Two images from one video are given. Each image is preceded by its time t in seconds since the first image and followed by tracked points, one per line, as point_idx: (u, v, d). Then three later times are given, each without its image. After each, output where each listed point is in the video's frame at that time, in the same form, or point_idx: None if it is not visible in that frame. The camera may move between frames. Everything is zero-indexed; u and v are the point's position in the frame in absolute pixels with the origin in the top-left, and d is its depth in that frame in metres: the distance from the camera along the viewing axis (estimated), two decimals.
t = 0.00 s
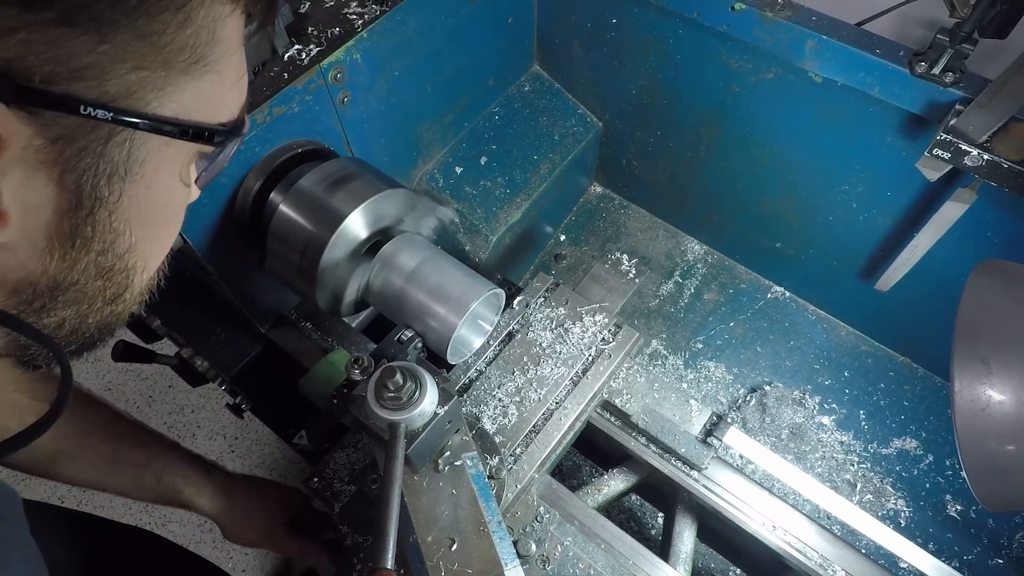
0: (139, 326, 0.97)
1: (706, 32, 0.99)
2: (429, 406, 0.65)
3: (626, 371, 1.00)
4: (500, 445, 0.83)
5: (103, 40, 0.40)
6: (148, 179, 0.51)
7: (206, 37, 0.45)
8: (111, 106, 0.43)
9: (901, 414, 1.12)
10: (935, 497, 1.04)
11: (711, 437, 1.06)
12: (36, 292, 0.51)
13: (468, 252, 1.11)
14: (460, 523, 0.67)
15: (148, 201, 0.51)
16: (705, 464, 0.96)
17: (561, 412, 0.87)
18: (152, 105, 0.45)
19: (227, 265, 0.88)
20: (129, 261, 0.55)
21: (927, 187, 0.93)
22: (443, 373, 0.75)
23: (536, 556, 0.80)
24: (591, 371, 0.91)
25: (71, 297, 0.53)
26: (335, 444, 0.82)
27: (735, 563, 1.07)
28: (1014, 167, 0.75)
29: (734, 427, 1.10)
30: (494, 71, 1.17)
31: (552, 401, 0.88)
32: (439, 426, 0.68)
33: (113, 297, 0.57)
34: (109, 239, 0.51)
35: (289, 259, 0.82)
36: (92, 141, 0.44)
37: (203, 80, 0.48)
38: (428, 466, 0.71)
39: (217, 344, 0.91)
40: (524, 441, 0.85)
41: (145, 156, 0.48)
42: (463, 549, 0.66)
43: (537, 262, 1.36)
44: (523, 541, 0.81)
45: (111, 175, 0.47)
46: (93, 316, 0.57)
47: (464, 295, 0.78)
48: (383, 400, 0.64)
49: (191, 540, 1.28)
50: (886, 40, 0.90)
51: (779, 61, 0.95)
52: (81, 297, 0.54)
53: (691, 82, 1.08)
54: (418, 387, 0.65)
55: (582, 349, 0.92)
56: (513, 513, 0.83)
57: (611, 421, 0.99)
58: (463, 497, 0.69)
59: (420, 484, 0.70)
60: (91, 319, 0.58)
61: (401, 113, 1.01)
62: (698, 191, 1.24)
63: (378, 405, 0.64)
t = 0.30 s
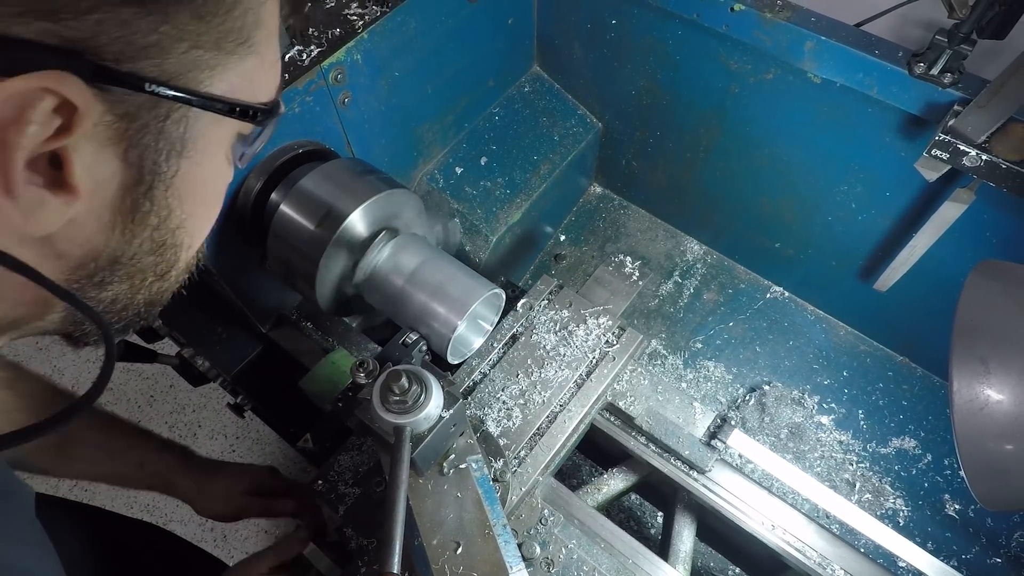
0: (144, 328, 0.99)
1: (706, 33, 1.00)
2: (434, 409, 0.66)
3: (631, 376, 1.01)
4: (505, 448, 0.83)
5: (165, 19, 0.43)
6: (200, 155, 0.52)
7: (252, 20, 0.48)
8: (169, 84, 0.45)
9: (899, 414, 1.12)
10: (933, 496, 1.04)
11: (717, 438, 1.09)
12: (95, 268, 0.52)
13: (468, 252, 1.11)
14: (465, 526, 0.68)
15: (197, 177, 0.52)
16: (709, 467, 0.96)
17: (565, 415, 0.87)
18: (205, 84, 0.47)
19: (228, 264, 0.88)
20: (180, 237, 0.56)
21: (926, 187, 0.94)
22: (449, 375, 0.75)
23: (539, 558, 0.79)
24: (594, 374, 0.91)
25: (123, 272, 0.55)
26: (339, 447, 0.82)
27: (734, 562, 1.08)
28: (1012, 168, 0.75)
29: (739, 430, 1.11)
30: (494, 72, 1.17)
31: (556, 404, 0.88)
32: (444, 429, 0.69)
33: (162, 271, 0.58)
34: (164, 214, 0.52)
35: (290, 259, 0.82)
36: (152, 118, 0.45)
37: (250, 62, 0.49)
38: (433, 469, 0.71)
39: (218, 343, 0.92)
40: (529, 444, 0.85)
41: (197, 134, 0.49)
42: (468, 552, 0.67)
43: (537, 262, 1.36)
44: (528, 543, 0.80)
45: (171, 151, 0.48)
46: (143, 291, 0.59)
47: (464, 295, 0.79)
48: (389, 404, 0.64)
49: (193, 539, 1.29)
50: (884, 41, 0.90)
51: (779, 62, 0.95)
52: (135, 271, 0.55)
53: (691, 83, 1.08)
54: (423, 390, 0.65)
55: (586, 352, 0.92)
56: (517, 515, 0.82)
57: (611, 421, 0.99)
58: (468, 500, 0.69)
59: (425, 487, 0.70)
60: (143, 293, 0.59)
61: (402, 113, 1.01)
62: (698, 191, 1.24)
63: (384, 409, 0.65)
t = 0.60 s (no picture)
0: (144, 326, 0.99)
1: (705, 34, 1.00)
2: (439, 413, 0.66)
3: (634, 377, 1.01)
4: (509, 450, 0.83)
5: None
6: (210, 110, 0.53)
7: None
8: (179, 34, 0.46)
9: (898, 414, 1.12)
10: (932, 495, 1.04)
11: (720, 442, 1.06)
12: (110, 219, 0.54)
13: (468, 252, 1.11)
14: (470, 529, 0.69)
15: (207, 130, 0.54)
16: (713, 470, 0.96)
17: (569, 417, 0.87)
18: (210, 38, 0.49)
19: (229, 264, 0.88)
20: (189, 193, 0.57)
21: (924, 187, 0.94)
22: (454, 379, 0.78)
23: (544, 561, 0.81)
24: (598, 376, 0.91)
25: (135, 226, 0.56)
26: (343, 450, 0.83)
27: (733, 561, 1.08)
28: (1011, 168, 0.76)
29: (740, 431, 1.10)
30: (494, 72, 1.17)
31: (560, 406, 0.88)
32: (449, 432, 0.69)
33: (175, 231, 0.60)
34: (176, 166, 0.53)
35: (291, 258, 0.82)
36: (165, 69, 0.47)
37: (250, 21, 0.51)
38: (437, 473, 0.72)
39: (218, 344, 0.92)
40: (533, 446, 0.85)
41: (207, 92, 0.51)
42: (473, 555, 0.67)
43: (537, 262, 1.36)
44: (532, 546, 0.82)
45: (181, 103, 0.50)
46: (158, 250, 0.60)
47: (464, 295, 0.79)
48: (394, 407, 0.65)
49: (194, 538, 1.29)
50: (883, 42, 0.91)
51: (778, 63, 0.96)
52: (148, 229, 0.57)
53: (690, 83, 1.08)
54: (428, 394, 0.66)
55: (590, 354, 0.93)
56: (522, 518, 0.84)
57: (611, 421, 1.00)
58: (472, 504, 0.70)
59: (429, 490, 0.71)
60: (159, 251, 0.61)
61: (403, 114, 1.02)
62: (698, 192, 1.24)
63: (389, 412, 0.65)
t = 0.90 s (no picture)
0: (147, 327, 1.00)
1: (705, 35, 1.00)
2: (443, 416, 0.66)
3: (637, 379, 0.99)
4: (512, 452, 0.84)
5: None
6: (240, 114, 0.52)
7: None
8: (211, 40, 0.45)
9: (896, 413, 1.13)
10: (930, 495, 1.05)
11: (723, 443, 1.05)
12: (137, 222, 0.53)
13: (468, 252, 1.11)
14: (474, 531, 0.69)
15: (235, 135, 0.53)
16: (716, 472, 0.96)
17: (573, 419, 0.87)
18: (239, 42, 0.47)
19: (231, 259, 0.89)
20: (216, 197, 0.57)
21: (923, 188, 0.94)
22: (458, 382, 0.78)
23: (548, 563, 0.80)
24: (602, 378, 0.92)
25: (162, 227, 0.56)
26: (347, 451, 0.83)
27: (732, 560, 1.09)
28: (1009, 169, 0.76)
29: (746, 435, 1.10)
30: (494, 73, 1.18)
31: (563, 408, 0.88)
32: (452, 435, 0.70)
33: (200, 232, 0.59)
34: (205, 171, 0.53)
35: (292, 259, 0.82)
36: (197, 75, 0.45)
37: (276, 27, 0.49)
38: (442, 475, 0.72)
39: (220, 344, 0.94)
40: (536, 448, 0.86)
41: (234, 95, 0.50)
42: (477, 557, 0.68)
43: (537, 262, 1.37)
44: (536, 548, 0.81)
45: (214, 108, 0.49)
46: (183, 249, 0.60)
47: (464, 295, 0.79)
48: (398, 410, 0.65)
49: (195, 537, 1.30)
50: (882, 42, 0.91)
51: (777, 64, 0.96)
52: (174, 230, 0.57)
53: (690, 84, 1.09)
54: (433, 396, 0.66)
55: (593, 356, 0.93)
56: (525, 520, 0.84)
57: (611, 421, 1.00)
58: (477, 506, 0.70)
59: (434, 492, 0.71)
60: (184, 251, 0.61)
61: (403, 115, 1.02)
62: (697, 192, 1.25)
63: (393, 415, 0.65)
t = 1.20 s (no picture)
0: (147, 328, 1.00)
1: (705, 36, 1.00)
2: (447, 418, 0.67)
3: (639, 380, 1.01)
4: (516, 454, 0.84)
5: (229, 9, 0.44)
6: (257, 134, 0.53)
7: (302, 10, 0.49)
8: (234, 67, 0.45)
9: (895, 412, 1.13)
10: (929, 494, 1.05)
11: (726, 445, 1.04)
12: (158, 244, 0.54)
13: (469, 253, 1.12)
14: (477, 534, 0.69)
15: (252, 153, 0.53)
16: (719, 473, 0.96)
17: (576, 421, 0.88)
18: (259, 67, 0.48)
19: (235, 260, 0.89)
20: (233, 214, 0.57)
21: (922, 188, 0.95)
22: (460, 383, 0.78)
23: (551, 564, 0.81)
24: (605, 380, 0.92)
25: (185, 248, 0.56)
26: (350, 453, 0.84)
27: (732, 559, 1.09)
28: (1007, 169, 0.76)
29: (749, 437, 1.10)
30: (495, 74, 1.18)
31: (566, 410, 0.89)
32: (456, 437, 0.71)
33: (217, 249, 0.60)
34: (223, 190, 0.53)
35: (293, 259, 0.83)
36: (217, 100, 0.46)
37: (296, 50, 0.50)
38: (445, 477, 0.73)
39: (221, 344, 0.94)
40: (539, 450, 0.86)
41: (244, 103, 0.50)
42: (481, 559, 0.68)
43: (537, 262, 1.37)
44: (539, 550, 0.82)
45: (232, 130, 0.49)
46: (200, 267, 0.61)
47: (464, 295, 0.80)
48: (402, 413, 0.66)
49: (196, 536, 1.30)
50: (880, 43, 0.92)
51: (776, 65, 0.96)
52: (193, 249, 0.57)
53: (689, 85, 1.09)
54: (437, 398, 0.67)
55: (596, 358, 0.93)
56: (528, 521, 0.84)
57: (611, 421, 1.00)
58: (480, 508, 0.71)
59: (437, 495, 0.72)
60: (201, 270, 0.61)
61: (404, 116, 1.03)
62: (697, 192, 1.25)
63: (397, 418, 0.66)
